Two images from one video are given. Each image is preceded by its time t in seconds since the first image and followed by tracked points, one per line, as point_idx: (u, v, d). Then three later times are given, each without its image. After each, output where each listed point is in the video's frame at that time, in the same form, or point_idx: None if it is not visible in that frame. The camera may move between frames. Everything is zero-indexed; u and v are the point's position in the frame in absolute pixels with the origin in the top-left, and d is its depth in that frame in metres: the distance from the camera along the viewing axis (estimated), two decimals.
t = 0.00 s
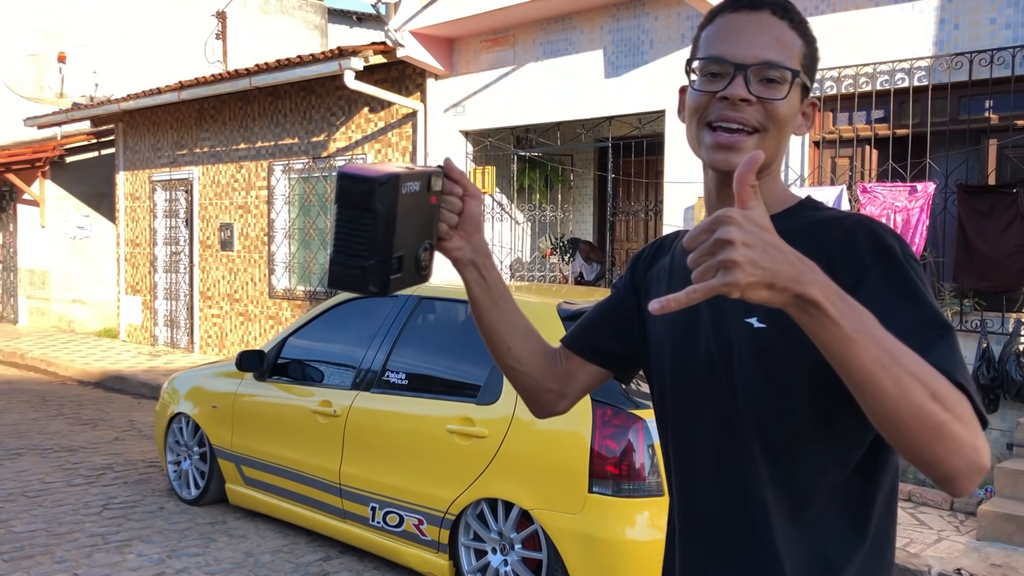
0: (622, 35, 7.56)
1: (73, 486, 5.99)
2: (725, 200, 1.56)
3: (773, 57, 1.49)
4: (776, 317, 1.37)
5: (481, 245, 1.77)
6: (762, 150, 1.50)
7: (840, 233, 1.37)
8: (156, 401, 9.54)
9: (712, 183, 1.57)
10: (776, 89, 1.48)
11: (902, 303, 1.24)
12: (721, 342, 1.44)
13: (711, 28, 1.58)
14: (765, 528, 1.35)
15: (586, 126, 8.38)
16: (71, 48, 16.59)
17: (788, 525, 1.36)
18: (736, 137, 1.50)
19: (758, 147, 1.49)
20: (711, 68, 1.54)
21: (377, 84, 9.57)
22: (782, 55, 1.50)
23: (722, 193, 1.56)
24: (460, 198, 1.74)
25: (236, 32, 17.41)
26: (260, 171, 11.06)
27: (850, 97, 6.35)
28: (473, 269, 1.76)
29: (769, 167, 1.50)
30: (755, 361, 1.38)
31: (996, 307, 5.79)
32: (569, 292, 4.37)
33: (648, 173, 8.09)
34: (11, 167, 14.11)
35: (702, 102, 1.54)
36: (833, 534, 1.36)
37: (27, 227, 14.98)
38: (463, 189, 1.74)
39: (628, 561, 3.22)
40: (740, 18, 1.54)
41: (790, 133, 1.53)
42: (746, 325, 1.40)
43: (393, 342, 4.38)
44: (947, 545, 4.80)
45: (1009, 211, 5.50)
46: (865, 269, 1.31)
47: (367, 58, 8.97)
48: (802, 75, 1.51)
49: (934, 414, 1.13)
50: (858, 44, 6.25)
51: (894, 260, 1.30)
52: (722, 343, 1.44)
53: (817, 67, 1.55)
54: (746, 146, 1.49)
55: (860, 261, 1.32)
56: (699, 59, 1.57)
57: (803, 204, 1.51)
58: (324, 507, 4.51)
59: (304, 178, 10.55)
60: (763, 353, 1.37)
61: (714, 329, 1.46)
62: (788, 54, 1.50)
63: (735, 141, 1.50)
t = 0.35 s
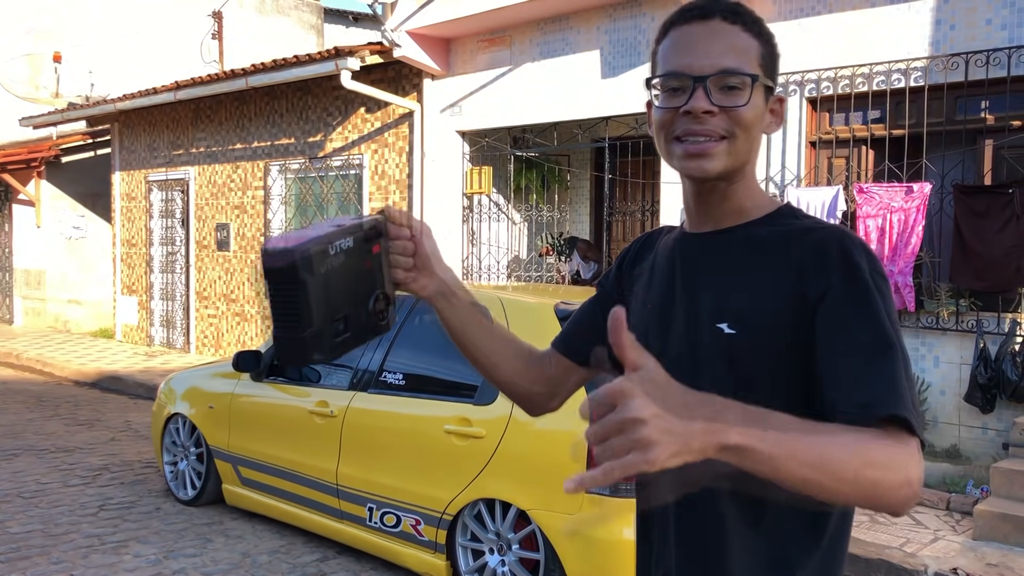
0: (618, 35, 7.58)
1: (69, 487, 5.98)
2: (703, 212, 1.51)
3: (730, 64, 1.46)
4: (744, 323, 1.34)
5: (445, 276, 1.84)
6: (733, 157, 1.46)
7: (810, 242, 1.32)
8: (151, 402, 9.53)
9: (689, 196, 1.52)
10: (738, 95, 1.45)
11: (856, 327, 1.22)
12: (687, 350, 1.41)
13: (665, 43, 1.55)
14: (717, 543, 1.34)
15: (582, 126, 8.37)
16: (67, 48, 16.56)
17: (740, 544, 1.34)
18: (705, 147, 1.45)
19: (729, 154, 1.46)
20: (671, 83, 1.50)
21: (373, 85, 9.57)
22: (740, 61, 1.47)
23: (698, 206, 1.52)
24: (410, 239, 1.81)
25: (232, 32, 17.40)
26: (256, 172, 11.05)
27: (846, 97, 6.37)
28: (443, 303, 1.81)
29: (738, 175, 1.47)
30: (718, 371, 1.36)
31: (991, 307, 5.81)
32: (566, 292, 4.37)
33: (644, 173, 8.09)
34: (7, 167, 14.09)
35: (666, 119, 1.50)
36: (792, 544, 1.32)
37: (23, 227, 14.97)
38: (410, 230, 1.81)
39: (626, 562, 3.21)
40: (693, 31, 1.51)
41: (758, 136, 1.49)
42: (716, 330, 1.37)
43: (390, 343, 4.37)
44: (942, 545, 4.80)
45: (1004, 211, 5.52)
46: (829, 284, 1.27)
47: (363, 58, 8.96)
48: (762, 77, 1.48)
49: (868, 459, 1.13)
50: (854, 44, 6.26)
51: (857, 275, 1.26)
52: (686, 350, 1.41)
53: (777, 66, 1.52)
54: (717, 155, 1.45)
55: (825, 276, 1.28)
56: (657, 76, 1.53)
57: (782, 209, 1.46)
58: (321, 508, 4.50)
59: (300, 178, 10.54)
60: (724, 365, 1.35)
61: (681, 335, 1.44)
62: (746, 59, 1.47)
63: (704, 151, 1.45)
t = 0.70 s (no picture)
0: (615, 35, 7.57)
1: (65, 488, 5.96)
2: (598, 219, 1.36)
3: (635, 59, 1.30)
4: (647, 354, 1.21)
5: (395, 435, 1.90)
6: (627, 160, 1.30)
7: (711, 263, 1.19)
8: (148, 402, 9.51)
9: (585, 199, 1.37)
10: (639, 93, 1.30)
11: (750, 343, 1.15)
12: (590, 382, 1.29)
13: (575, 28, 1.39)
14: None
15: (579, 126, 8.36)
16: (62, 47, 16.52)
17: None
18: (598, 145, 1.30)
19: (622, 156, 1.30)
20: (573, 72, 1.35)
21: (370, 85, 9.56)
22: (645, 56, 1.30)
23: (593, 211, 1.37)
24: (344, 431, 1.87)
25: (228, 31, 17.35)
26: (252, 172, 11.03)
27: (843, 98, 6.38)
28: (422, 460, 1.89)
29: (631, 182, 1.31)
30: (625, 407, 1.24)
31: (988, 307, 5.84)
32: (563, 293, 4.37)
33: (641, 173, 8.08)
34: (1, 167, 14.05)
35: (564, 109, 1.35)
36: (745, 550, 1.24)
37: (18, 227, 14.92)
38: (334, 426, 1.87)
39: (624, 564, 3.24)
40: (602, 19, 1.34)
41: (659, 143, 1.33)
42: (618, 360, 1.24)
43: (387, 344, 4.36)
44: (939, 545, 4.81)
45: (1001, 211, 5.53)
46: (735, 310, 1.16)
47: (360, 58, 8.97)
48: (670, 78, 1.31)
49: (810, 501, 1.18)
50: (851, 45, 6.27)
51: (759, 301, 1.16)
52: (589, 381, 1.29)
53: (690, 70, 1.35)
54: (610, 155, 1.30)
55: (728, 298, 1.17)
56: (560, 60, 1.38)
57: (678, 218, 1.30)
58: (318, 508, 4.50)
59: (296, 178, 10.52)
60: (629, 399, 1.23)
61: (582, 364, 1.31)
62: (652, 55, 1.31)
63: (597, 150, 1.30)
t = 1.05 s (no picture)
0: (612, 35, 7.57)
1: (62, 488, 5.95)
2: (471, 225, 1.29)
3: (495, 49, 1.22)
4: (546, 356, 1.16)
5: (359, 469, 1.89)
6: (497, 161, 1.23)
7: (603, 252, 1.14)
8: (145, 402, 9.51)
9: (454, 205, 1.30)
10: (504, 87, 1.23)
11: (650, 325, 1.12)
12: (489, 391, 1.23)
13: (419, 18, 1.29)
14: None
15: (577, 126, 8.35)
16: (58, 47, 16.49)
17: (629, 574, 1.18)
18: (465, 150, 1.22)
19: (493, 157, 1.23)
20: (426, 68, 1.26)
21: (367, 84, 9.56)
22: (504, 45, 1.23)
23: (463, 216, 1.29)
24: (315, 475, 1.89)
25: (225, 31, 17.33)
26: (249, 172, 11.01)
27: (840, 97, 6.39)
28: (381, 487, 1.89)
29: (501, 184, 1.25)
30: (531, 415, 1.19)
31: (985, 307, 5.82)
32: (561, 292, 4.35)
33: (638, 173, 8.08)
34: None
35: (421, 112, 1.27)
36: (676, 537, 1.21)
37: (14, 228, 14.91)
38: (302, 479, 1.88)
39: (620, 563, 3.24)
40: (450, 7, 1.25)
41: (529, 137, 1.27)
42: (517, 366, 1.18)
43: (384, 344, 4.35)
44: (936, 544, 4.82)
45: (997, 211, 5.55)
46: (634, 305, 1.12)
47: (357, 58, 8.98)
48: (533, 66, 1.25)
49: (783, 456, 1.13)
50: (848, 44, 6.27)
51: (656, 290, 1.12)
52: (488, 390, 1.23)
53: (550, 52, 1.29)
54: (479, 159, 1.22)
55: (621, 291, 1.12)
56: (409, 58, 1.29)
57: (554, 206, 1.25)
58: (316, 508, 4.50)
59: (293, 178, 10.50)
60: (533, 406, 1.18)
61: (477, 373, 1.25)
62: (511, 43, 1.23)
63: (464, 155, 1.22)
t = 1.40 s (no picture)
0: (610, 35, 7.57)
1: (58, 488, 5.93)
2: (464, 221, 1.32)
3: (506, 59, 1.23)
4: (504, 340, 1.17)
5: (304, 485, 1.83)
6: (500, 167, 1.27)
7: (574, 249, 1.15)
8: (142, 402, 9.48)
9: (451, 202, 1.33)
10: (511, 98, 1.25)
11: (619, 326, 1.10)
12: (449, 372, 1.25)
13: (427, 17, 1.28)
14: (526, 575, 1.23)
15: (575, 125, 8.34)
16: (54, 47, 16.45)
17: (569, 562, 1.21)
18: (472, 158, 1.26)
19: (497, 163, 1.26)
20: (436, 72, 1.27)
21: (364, 84, 9.54)
22: (513, 55, 1.24)
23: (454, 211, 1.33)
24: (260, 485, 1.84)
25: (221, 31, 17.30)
26: (246, 172, 10.99)
27: (838, 96, 6.38)
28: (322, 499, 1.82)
29: (504, 188, 1.28)
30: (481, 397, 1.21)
31: (983, 306, 5.82)
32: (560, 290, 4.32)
33: (636, 173, 8.08)
34: None
35: (429, 114, 1.28)
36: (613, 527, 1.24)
37: (10, 228, 14.88)
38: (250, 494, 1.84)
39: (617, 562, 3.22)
40: (463, 10, 1.24)
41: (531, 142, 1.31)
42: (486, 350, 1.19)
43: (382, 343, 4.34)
44: (935, 543, 4.81)
45: (995, 210, 5.55)
46: (603, 304, 1.10)
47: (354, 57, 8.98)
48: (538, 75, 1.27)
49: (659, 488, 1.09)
50: (846, 44, 6.26)
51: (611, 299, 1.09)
52: (450, 370, 1.25)
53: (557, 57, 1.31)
54: (485, 164, 1.26)
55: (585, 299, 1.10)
56: (419, 59, 1.28)
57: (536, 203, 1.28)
58: (314, 508, 4.47)
59: (290, 177, 10.48)
60: (486, 387, 1.20)
61: (440, 350, 1.27)
62: (521, 54, 1.24)
63: (471, 163, 1.26)
